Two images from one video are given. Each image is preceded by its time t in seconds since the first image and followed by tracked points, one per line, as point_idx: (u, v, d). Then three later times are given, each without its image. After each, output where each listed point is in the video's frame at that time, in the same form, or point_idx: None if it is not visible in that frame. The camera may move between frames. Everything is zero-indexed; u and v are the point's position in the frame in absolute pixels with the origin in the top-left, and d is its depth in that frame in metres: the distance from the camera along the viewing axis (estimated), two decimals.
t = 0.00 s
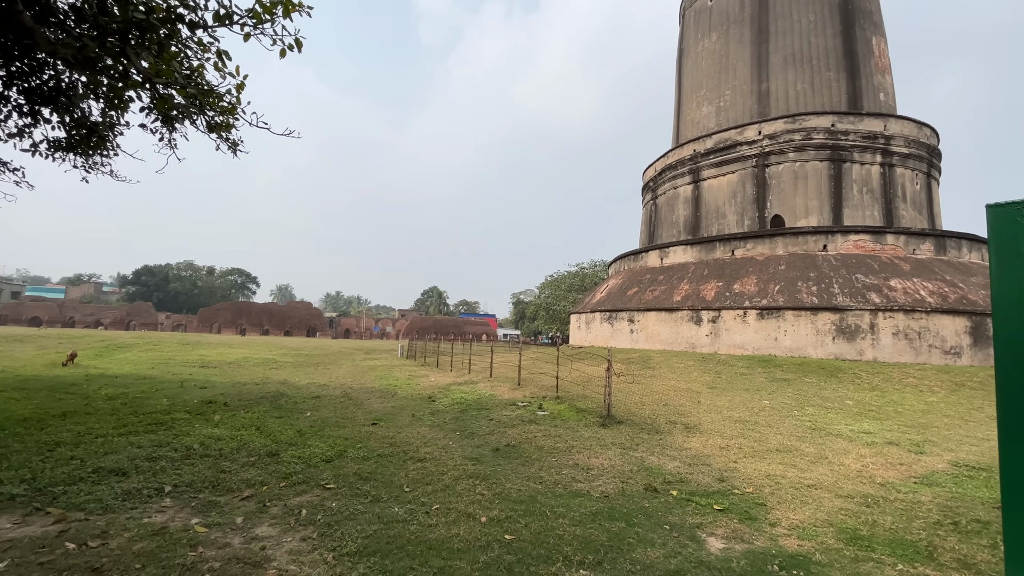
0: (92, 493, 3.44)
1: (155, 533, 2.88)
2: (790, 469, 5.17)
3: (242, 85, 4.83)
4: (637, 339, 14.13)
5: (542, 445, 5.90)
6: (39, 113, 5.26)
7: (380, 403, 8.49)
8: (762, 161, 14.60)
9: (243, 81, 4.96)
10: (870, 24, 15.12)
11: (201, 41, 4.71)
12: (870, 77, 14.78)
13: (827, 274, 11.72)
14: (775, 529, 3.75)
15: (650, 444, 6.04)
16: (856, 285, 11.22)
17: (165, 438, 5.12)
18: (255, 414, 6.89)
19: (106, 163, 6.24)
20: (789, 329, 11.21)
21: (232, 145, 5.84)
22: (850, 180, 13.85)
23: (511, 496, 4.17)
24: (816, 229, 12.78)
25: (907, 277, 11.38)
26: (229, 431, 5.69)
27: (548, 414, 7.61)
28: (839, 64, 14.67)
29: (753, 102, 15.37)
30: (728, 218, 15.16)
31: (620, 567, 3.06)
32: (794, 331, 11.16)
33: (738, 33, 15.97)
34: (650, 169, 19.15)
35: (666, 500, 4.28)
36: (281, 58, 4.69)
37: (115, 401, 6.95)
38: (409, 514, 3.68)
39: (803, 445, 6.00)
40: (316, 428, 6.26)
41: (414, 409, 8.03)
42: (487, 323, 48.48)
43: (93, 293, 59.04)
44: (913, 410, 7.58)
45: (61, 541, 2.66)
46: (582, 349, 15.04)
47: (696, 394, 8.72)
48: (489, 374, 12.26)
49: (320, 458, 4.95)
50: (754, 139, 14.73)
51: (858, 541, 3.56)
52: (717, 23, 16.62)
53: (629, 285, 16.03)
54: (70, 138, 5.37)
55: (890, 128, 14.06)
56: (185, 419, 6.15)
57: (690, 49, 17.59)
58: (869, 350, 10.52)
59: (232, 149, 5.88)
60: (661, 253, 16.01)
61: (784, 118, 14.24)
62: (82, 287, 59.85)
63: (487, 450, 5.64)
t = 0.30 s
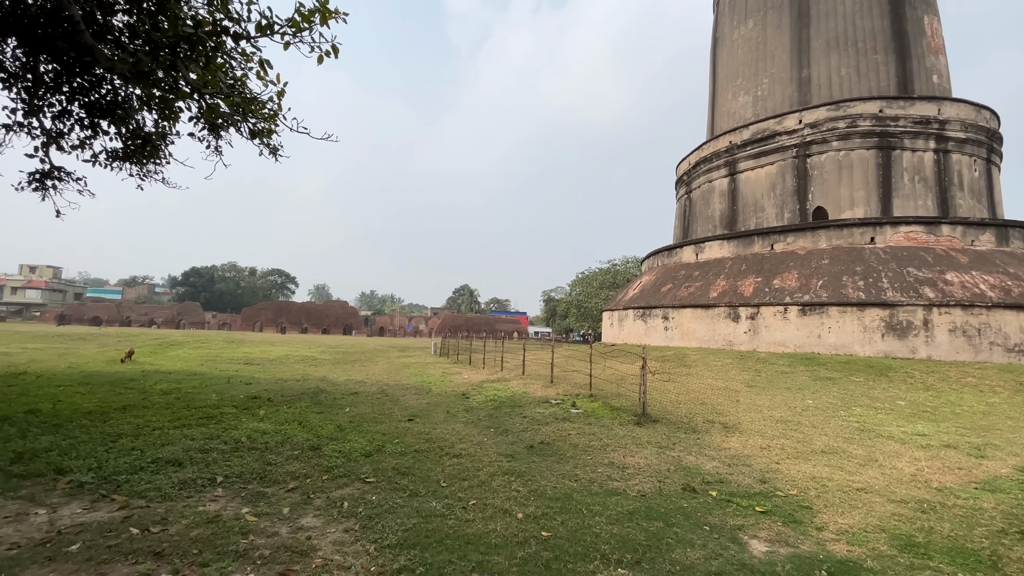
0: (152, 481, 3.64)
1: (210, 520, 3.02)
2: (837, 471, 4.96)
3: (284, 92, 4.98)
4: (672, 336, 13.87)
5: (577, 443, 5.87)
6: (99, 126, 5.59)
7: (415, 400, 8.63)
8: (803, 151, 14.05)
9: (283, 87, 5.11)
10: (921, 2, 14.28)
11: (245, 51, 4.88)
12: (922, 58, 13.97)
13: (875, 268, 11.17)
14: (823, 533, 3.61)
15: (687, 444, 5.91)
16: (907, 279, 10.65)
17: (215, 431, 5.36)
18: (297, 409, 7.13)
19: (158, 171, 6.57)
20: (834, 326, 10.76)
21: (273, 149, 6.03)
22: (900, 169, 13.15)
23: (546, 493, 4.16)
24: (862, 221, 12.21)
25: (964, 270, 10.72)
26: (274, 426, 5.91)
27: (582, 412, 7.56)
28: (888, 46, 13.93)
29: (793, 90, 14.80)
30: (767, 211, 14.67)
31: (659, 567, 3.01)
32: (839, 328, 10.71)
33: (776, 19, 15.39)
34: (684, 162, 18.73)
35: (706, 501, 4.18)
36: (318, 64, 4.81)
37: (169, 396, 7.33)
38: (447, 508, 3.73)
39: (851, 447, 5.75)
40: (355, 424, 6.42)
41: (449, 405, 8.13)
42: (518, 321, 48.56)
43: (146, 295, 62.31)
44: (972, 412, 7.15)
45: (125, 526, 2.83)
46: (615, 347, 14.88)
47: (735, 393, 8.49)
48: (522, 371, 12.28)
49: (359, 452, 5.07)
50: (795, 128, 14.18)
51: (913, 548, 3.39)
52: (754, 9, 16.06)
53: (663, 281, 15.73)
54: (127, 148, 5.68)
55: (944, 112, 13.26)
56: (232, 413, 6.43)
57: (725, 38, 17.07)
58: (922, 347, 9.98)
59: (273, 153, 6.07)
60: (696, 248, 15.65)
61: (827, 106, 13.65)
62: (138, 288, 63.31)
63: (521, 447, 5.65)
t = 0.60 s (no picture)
0: (205, 471, 3.82)
1: (259, 509, 3.15)
2: (889, 475, 4.73)
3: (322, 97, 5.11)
4: (709, 333, 13.55)
5: (612, 441, 5.80)
6: (152, 135, 5.88)
7: (450, 396, 8.72)
8: (849, 139, 13.43)
9: (320, 91, 5.23)
10: None
11: (285, 58, 5.02)
12: (981, 36, 13.09)
13: (930, 261, 10.57)
14: (875, 540, 3.44)
15: (727, 444, 5.75)
16: (966, 272, 10.02)
17: (261, 425, 5.57)
18: (337, 405, 7.33)
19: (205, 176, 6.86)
20: (884, 322, 10.25)
21: (311, 153, 6.20)
22: (956, 155, 12.38)
23: (582, 491, 4.14)
24: (915, 211, 11.56)
25: None
26: (315, 420, 6.09)
27: (617, 410, 7.46)
28: (942, 25, 13.12)
29: (837, 75, 14.16)
30: (809, 203, 14.11)
31: (700, 569, 2.94)
32: (889, 325, 10.20)
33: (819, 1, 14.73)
34: (720, 154, 18.23)
35: (748, 502, 4.05)
36: (352, 66, 4.90)
37: (217, 391, 7.67)
38: (484, 504, 3.75)
39: (905, 450, 5.45)
40: (392, 419, 6.55)
41: (483, 402, 8.17)
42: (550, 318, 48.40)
43: (195, 295, 65.31)
44: None
45: (182, 513, 2.97)
46: (650, 345, 14.66)
47: (777, 392, 8.20)
48: (555, 368, 12.23)
49: (397, 447, 5.17)
50: (839, 115, 13.57)
51: (977, 558, 3.19)
52: None
53: (699, 277, 15.36)
54: (178, 156, 5.96)
55: (1006, 93, 12.39)
56: (276, 408, 6.66)
57: (763, 24, 16.48)
58: (983, 345, 9.39)
59: (311, 156, 6.24)
60: (734, 242, 15.21)
61: (874, 91, 12.98)
62: (187, 288, 66.45)
63: (556, 445, 5.63)
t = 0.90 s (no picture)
0: (252, 463, 3.98)
1: (303, 501, 3.26)
2: (949, 481, 4.47)
3: (358, 101, 5.22)
4: (749, 331, 13.15)
5: (649, 440, 5.72)
6: (200, 143, 6.15)
7: (484, 393, 8.78)
8: (902, 125, 12.69)
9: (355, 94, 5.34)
10: None
11: (322, 64, 5.16)
12: None
13: (992, 253, 9.92)
14: (934, 549, 3.27)
15: (770, 445, 5.57)
16: None
17: (303, 419, 5.76)
18: (374, 401, 7.51)
19: (249, 181, 7.13)
20: (940, 319, 9.69)
21: (347, 155, 6.34)
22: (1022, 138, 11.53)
23: (619, 490, 4.09)
24: (976, 200, 10.85)
25: None
26: (354, 415, 6.25)
27: (653, 409, 7.34)
28: None
29: (887, 58, 13.44)
30: (857, 194, 13.48)
31: (744, 573, 2.87)
32: (947, 322, 9.63)
33: None
34: (760, 145, 17.65)
35: (793, 506, 3.92)
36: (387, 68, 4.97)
37: (262, 387, 7.99)
38: (519, 500, 3.77)
39: (965, 454, 5.15)
40: (428, 415, 6.66)
41: (517, 400, 8.19)
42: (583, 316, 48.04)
43: (240, 295, 68.01)
44: None
45: (232, 502, 3.11)
46: (686, 342, 14.36)
47: (823, 392, 7.88)
48: (589, 366, 12.14)
49: (432, 443, 5.24)
50: (890, 100, 12.87)
51: None
52: None
53: (738, 272, 14.92)
54: (224, 162, 6.22)
55: None
56: (317, 403, 6.88)
57: (805, 7, 15.82)
58: None
59: (347, 159, 6.38)
60: (775, 236, 14.71)
61: (930, 73, 12.24)
62: (232, 289, 69.33)
63: (590, 443, 5.59)
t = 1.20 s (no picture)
0: (296, 456, 4.14)
1: (344, 493, 3.37)
2: (1017, 491, 4.19)
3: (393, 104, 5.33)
4: (793, 329, 12.71)
5: (687, 440, 5.61)
6: (246, 149, 6.43)
7: (518, 391, 8.80)
8: (963, 108, 11.91)
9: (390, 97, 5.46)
10: None
11: (358, 69, 5.30)
12: None
13: None
14: (1001, 562, 3.07)
15: (817, 448, 5.36)
16: None
17: (343, 415, 5.94)
18: (411, 397, 7.66)
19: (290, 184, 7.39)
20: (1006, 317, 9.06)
21: (382, 157, 6.48)
22: None
23: (656, 491, 4.03)
24: None
25: None
26: (391, 412, 6.40)
27: (691, 409, 7.19)
28: None
29: (946, 38, 12.66)
30: (914, 184, 12.80)
31: None
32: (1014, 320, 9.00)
33: None
34: (804, 134, 16.98)
35: (842, 512, 3.76)
36: (420, 69, 5.04)
37: (305, 383, 8.28)
38: (554, 498, 3.77)
39: None
40: (464, 412, 6.74)
41: (551, 398, 8.18)
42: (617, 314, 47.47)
43: (283, 294, 70.55)
44: None
45: (278, 492, 3.25)
46: (726, 341, 13.99)
47: (875, 393, 7.52)
48: (625, 365, 11.99)
49: (468, 439, 5.30)
50: (949, 82, 12.11)
51: None
52: None
53: (781, 268, 14.41)
54: (267, 167, 6.47)
55: None
56: (356, 399, 7.07)
57: None
58: None
59: (383, 160, 6.53)
60: (822, 230, 14.15)
61: (994, 52, 11.43)
62: (275, 289, 71.99)
63: (626, 443, 5.53)
